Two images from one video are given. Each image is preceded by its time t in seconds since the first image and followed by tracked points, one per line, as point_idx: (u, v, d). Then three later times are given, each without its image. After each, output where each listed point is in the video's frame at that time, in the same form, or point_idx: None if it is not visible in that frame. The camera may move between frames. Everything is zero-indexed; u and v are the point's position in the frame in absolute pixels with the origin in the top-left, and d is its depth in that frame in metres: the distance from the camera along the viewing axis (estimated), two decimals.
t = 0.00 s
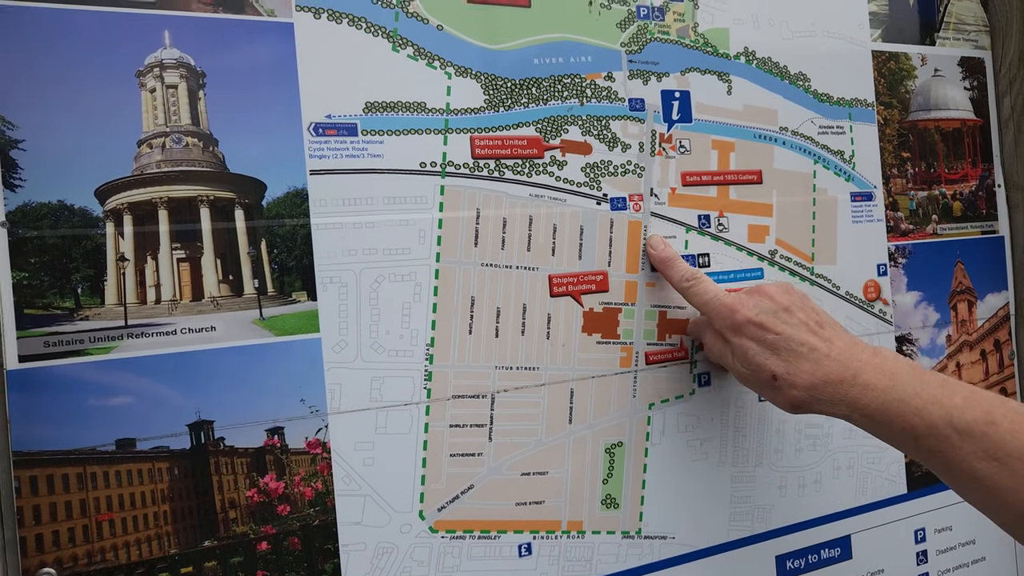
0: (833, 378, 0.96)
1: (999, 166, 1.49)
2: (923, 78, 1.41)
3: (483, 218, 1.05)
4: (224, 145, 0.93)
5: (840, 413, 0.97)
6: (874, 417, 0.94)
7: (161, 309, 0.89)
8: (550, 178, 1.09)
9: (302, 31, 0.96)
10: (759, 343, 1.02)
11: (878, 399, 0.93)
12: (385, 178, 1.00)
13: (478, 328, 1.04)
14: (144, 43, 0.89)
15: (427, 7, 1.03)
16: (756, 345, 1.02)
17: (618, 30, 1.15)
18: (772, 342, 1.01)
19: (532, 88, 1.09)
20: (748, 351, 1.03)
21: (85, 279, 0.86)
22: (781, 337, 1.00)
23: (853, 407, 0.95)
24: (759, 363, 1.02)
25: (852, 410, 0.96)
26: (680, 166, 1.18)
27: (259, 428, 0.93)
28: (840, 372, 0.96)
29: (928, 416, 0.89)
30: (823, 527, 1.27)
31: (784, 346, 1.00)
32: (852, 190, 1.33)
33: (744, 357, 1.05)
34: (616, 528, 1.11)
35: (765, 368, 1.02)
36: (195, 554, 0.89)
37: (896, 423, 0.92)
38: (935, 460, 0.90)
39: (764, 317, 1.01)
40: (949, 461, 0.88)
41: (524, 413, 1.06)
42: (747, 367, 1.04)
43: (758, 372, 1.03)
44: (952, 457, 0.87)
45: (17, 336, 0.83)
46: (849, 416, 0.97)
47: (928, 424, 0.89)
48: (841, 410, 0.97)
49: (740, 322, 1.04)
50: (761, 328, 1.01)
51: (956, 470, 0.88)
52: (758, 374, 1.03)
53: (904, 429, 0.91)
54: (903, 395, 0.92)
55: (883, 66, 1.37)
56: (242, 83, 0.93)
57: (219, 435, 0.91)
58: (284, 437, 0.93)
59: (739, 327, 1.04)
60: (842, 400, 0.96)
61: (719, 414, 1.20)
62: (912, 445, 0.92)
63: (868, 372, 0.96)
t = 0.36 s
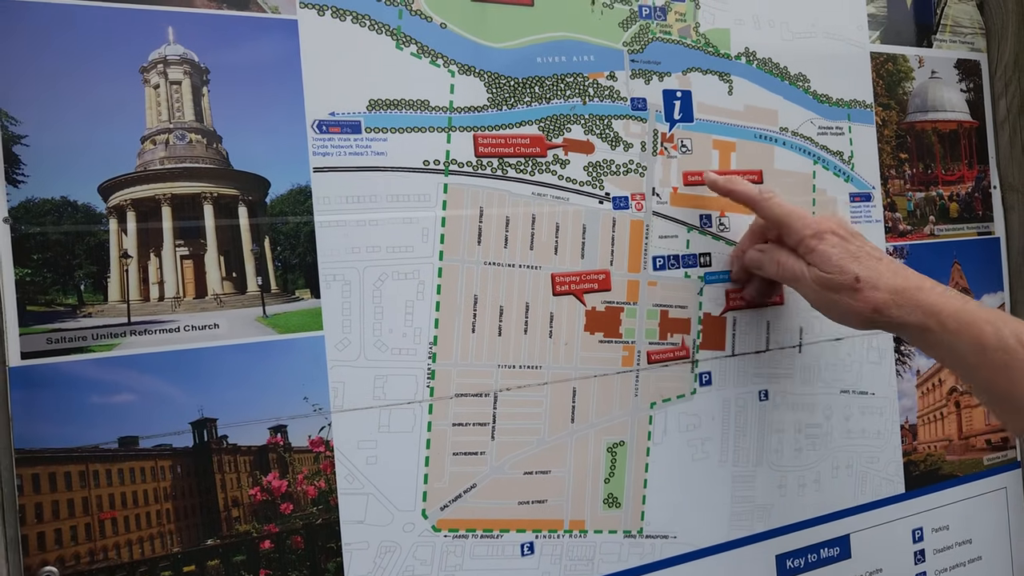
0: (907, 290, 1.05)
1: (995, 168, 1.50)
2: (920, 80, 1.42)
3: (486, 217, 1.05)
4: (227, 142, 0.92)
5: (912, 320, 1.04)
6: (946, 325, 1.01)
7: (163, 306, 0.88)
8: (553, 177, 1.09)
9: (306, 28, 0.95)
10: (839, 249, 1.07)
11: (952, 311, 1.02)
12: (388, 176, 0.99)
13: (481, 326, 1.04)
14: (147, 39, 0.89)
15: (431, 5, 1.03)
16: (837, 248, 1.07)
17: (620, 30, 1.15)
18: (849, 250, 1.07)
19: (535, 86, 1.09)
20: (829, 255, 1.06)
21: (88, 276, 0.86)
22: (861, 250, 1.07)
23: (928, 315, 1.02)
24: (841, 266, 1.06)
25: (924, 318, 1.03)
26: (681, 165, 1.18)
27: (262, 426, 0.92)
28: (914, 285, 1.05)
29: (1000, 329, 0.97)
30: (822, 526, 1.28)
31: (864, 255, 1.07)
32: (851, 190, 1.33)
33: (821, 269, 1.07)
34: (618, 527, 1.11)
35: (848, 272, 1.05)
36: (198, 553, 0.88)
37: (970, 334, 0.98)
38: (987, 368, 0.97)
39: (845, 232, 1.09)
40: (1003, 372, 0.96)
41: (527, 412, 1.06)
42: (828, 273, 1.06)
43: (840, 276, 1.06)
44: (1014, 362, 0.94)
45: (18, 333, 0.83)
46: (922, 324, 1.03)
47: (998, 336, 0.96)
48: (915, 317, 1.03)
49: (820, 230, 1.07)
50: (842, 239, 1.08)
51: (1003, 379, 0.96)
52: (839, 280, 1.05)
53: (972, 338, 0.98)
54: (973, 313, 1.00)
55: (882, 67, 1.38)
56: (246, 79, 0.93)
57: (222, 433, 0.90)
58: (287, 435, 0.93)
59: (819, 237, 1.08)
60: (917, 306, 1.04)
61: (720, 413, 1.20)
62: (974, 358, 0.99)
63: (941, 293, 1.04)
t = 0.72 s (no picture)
0: (910, 270, 1.08)
1: (987, 168, 1.52)
2: (913, 80, 1.44)
3: (487, 213, 1.05)
4: (231, 136, 0.92)
5: (910, 301, 1.09)
6: (945, 304, 1.07)
7: (167, 300, 0.88)
8: (553, 173, 1.10)
9: (309, 24, 0.96)
10: (847, 231, 1.09)
11: (952, 289, 1.06)
12: (390, 171, 1.00)
13: (482, 322, 1.05)
14: (152, 33, 0.89)
15: (433, 2, 1.04)
16: (845, 230, 1.09)
17: (620, 28, 1.16)
18: (858, 230, 1.09)
19: (535, 84, 1.10)
20: (836, 238, 1.09)
21: (92, 269, 0.86)
22: (869, 230, 1.09)
23: (928, 295, 1.07)
24: (844, 251, 1.09)
25: (925, 297, 1.08)
26: (679, 163, 1.19)
27: (265, 420, 0.92)
28: (918, 263, 1.08)
29: (997, 308, 1.04)
30: (817, 521, 1.29)
31: (872, 237, 1.09)
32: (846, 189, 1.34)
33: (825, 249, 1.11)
34: (617, 522, 1.12)
35: (851, 256, 1.09)
36: (201, 546, 0.88)
37: (968, 313, 1.05)
38: (985, 343, 1.05)
39: (854, 210, 1.09)
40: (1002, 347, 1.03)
41: (526, 406, 1.07)
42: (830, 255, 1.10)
43: (841, 259, 1.10)
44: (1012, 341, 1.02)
45: (23, 326, 0.83)
46: (922, 302, 1.08)
47: (995, 315, 1.03)
48: (916, 296, 1.08)
49: (830, 211, 1.10)
50: (850, 220, 1.09)
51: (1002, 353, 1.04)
52: (840, 262, 1.10)
53: (970, 317, 1.05)
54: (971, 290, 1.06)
55: (875, 68, 1.39)
56: (250, 74, 0.93)
57: (225, 427, 0.90)
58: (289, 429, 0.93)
59: (828, 217, 1.10)
60: (919, 287, 1.08)
61: (718, 409, 1.21)
62: (971, 332, 1.06)
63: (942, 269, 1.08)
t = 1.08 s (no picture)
0: (877, 277, 1.10)
1: (984, 169, 1.54)
2: (913, 81, 1.45)
3: (494, 205, 1.06)
4: (242, 126, 0.93)
5: (880, 308, 1.11)
6: (914, 312, 1.08)
7: (178, 287, 0.89)
8: (559, 167, 1.11)
9: (321, 16, 0.97)
10: (812, 241, 1.11)
11: (920, 296, 1.08)
12: (399, 163, 1.01)
13: (489, 313, 1.06)
14: (166, 23, 0.90)
15: None
16: (811, 241, 1.11)
17: (625, 25, 1.17)
18: (824, 240, 1.11)
19: (542, 78, 1.11)
20: (802, 249, 1.12)
21: (104, 256, 0.86)
22: (835, 238, 1.11)
23: (895, 302, 1.09)
24: (811, 262, 1.12)
25: (893, 304, 1.10)
26: (683, 159, 1.21)
27: (274, 408, 0.93)
28: (885, 268, 1.10)
29: (960, 314, 1.04)
30: (817, 516, 1.30)
31: (838, 246, 1.11)
32: (846, 187, 1.36)
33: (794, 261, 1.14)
34: (620, 514, 1.13)
35: (818, 266, 1.12)
36: (210, 533, 0.89)
37: (936, 320, 1.06)
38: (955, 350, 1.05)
39: (821, 219, 1.11)
40: (970, 354, 1.04)
41: (531, 398, 1.08)
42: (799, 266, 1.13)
43: (809, 268, 1.13)
44: (979, 347, 1.02)
45: (35, 311, 0.83)
46: (888, 309, 1.10)
47: (961, 322, 1.04)
48: (882, 303, 1.10)
49: (796, 222, 1.12)
50: (818, 229, 1.11)
51: (971, 360, 1.04)
52: (808, 272, 1.13)
53: (938, 324, 1.06)
54: (939, 296, 1.07)
55: (875, 68, 1.41)
56: (263, 64, 0.94)
57: (235, 414, 0.91)
58: (299, 418, 0.94)
59: (794, 227, 1.12)
60: (888, 294, 1.10)
61: (719, 403, 1.22)
62: (942, 340, 1.07)
63: (912, 274, 1.10)
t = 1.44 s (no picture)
0: (799, 309, 0.99)
1: (955, 176, 1.51)
2: (880, 85, 1.42)
3: (435, 207, 1.03)
4: (165, 122, 0.90)
5: (806, 344, 0.99)
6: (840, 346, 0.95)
7: (93, 289, 0.86)
8: (505, 169, 1.08)
9: (251, 9, 0.93)
10: (725, 275, 1.06)
11: (845, 330, 0.94)
12: (333, 162, 0.97)
13: (428, 320, 1.02)
14: (84, 15, 0.87)
15: None
16: (722, 276, 1.06)
17: (577, 24, 1.14)
18: (736, 273, 1.05)
19: (488, 77, 1.07)
20: (716, 286, 1.06)
21: (13, 255, 0.83)
22: (747, 271, 1.05)
23: (820, 335, 0.97)
24: (726, 297, 1.05)
25: (819, 339, 0.97)
26: (636, 162, 1.17)
27: (195, 415, 0.89)
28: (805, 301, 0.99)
29: (890, 348, 0.89)
30: (776, 530, 1.26)
31: (751, 279, 1.04)
32: (809, 193, 1.33)
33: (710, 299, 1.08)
34: (566, 527, 1.09)
35: (732, 302, 1.05)
36: (122, 546, 0.85)
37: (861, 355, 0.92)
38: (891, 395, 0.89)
39: (731, 254, 1.06)
40: (906, 395, 0.87)
41: (472, 407, 1.04)
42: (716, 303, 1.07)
43: (725, 306, 1.06)
44: (909, 384, 0.86)
45: None
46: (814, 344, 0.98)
47: (890, 356, 0.89)
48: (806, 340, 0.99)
49: (705, 257, 1.07)
50: (729, 263, 1.06)
51: (908, 402, 0.87)
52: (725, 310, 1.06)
53: (865, 360, 0.92)
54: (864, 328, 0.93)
55: (842, 71, 1.37)
56: (188, 58, 0.91)
57: (152, 422, 0.87)
58: (221, 425, 0.90)
59: (705, 263, 1.07)
60: (810, 329, 0.98)
61: (673, 412, 1.18)
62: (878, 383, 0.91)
63: (837, 305, 0.97)
